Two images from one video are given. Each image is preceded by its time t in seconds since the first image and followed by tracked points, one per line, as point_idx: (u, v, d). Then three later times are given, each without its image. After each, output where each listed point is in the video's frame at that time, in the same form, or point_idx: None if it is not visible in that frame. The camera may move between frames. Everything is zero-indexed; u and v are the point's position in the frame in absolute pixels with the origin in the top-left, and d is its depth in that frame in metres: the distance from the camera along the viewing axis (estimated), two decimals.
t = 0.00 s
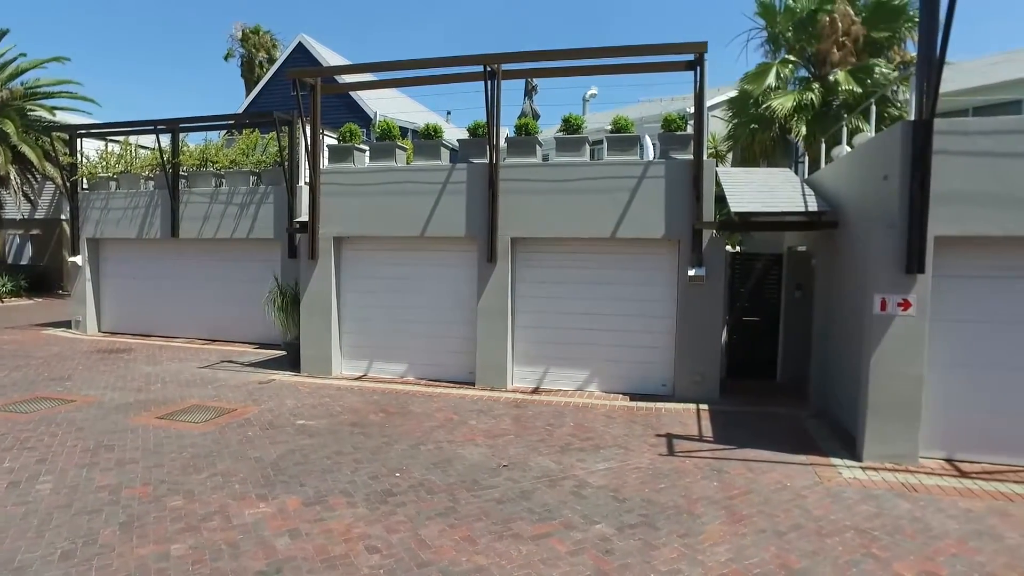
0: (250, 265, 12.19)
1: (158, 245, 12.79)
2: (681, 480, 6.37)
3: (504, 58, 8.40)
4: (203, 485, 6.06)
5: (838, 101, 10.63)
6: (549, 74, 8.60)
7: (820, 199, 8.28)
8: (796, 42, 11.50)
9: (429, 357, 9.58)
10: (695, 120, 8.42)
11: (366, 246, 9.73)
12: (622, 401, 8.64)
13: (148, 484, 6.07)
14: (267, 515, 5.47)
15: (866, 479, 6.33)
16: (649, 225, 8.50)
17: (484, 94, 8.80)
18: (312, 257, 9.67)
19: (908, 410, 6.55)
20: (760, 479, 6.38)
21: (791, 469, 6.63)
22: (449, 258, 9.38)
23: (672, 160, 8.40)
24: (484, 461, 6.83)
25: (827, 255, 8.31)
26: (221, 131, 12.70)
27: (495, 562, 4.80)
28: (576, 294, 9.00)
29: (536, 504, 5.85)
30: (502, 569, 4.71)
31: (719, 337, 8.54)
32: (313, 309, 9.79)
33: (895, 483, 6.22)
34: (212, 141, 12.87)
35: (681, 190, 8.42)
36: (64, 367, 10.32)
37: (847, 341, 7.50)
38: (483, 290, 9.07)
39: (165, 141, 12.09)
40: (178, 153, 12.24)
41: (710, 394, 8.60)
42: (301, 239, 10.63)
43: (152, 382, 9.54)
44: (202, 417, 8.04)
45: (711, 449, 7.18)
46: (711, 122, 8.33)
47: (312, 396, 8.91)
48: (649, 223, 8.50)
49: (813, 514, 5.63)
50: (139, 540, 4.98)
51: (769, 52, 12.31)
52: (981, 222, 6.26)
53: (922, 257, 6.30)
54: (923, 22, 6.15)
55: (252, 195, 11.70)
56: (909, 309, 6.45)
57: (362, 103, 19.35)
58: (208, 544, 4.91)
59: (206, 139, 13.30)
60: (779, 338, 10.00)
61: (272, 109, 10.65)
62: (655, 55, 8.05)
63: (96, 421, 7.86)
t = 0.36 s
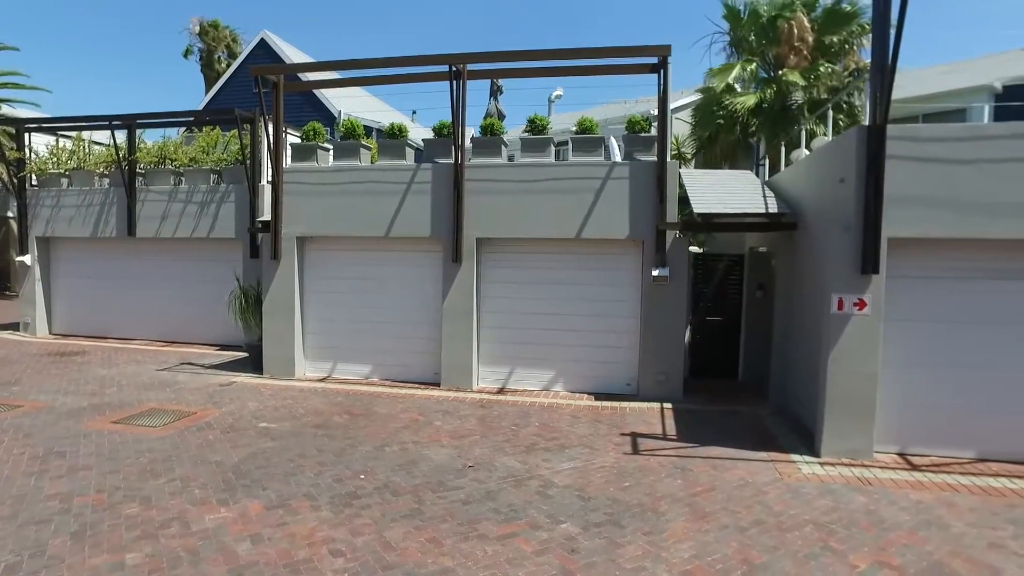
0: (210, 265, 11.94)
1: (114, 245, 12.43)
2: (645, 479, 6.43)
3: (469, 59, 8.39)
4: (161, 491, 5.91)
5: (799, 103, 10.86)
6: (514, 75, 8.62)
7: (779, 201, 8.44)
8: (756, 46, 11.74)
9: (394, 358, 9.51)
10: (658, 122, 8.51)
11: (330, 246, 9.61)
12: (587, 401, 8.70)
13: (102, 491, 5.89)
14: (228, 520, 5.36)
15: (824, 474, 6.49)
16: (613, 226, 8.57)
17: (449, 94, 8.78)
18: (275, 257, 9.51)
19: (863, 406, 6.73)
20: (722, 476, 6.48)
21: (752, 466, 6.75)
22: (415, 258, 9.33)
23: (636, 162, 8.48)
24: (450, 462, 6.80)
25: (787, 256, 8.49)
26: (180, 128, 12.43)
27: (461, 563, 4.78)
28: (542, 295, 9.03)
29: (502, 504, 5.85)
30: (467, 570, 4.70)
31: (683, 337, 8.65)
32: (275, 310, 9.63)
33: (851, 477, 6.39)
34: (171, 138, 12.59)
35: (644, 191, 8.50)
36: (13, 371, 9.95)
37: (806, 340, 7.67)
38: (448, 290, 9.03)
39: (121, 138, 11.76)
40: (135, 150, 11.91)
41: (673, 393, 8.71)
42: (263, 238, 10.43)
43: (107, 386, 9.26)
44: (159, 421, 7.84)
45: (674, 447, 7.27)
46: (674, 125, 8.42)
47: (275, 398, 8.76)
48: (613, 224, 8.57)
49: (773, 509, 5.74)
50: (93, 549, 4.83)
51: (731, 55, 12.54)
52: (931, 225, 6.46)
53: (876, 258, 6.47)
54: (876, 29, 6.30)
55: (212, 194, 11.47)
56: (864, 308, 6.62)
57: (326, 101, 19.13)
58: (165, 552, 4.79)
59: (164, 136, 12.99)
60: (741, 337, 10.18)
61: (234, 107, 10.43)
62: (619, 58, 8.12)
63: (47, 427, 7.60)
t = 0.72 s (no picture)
0: (166, 265, 11.64)
1: (65, 244, 12.03)
2: (609, 477, 6.48)
3: (432, 58, 8.34)
4: (113, 499, 5.72)
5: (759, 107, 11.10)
6: (477, 75, 8.61)
7: (739, 202, 8.59)
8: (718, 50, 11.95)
9: (356, 359, 9.41)
10: (621, 124, 8.59)
11: (291, 246, 9.47)
12: (551, 401, 8.73)
13: (50, 500, 5.68)
14: (185, 527, 5.23)
15: (782, 469, 6.62)
16: (577, 226, 8.62)
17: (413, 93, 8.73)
18: (235, 257, 9.33)
19: (819, 403, 6.89)
20: (684, 474, 6.56)
21: (713, 463, 6.85)
22: (378, 258, 9.25)
23: (600, 163, 8.54)
24: (413, 464, 6.75)
25: (747, 256, 8.65)
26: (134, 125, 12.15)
27: (425, 566, 4.75)
28: (507, 295, 9.04)
29: (466, 505, 5.83)
30: (432, 572, 4.66)
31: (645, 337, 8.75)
32: (235, 311, 9.45)
33: (808, 473, 6.53)
34: (124, 134, 12.28)
35: (607, 192, 8.57)
36: None
37: (765, 339, 7.83)
38: (412, 290, 8.97)
39: (72, 133, 11.39)
40: (87, 147, 11.56)
41: (636, 392, 8.79)
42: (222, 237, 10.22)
43: (57, 391, 8.94)
44: (113, 427, 7.60)
45: (637, 446, 7.34)
46: (636, 126, 8.51)
47: (234, 401, 8.58)
48: (577, 224, 8.61)
49: (734, 505, 5.84)
50: (40, 560, 4.65)
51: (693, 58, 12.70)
52: (883, 226, 6.65)
53: (832, 259, 6.63)
54: (830, 36, 6.47)
55: (169, 193, 11.21)
56: (821, 307, 6.77)
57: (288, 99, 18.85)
58: (118, 562, 4.64)
59: (116, 132, 12.64)
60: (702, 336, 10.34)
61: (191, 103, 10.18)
62: (582, 59, 8.17)
63: None
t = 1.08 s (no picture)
0: (122, 266, 11.36)
1: (12, 244, 11.60)
2: (572, 476, 6.53)
3: (395, 57, 8.29)
4: (63, 507, 5.54)
5: (721, 109, 11.34)
6: (440, 75, 8.59)
7: (699, 203, 8.74)
8: (681, 53, 12.16)
9: (318, 361, 9.30)
10: (584, 125, 8.66)
11: (251, 246, 9.33)
12: (515, 401, 8.76)
13: None
14: (140, 533, 5.10)
15: (741, 466, 6.76)
16: (540, 227, 8.66)
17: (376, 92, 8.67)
18: (193, 257, 9.13)
19: (775, 400, 7.05)
20: (646, 472, 6.65)
21: (673, 460, 6.95)
22: (340, 259, 9.16)
23: (563, 164, 8.60)
24: (376, 465, 6.70)
25: (706, 256, 8.81)
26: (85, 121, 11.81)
27: (388, 568, 4.73)
28: (470, 295, 9.05)
29: (429, 506, 5.81)
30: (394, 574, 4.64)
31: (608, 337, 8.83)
32: (192, 312, 9.26)
33: (766, 469, 6.67)
34: (75, 130, 11.93)
35: (570, 193, 8.63)
36: None
37: (724, 338, 7.98)
38: (374, 290, 8.91)
39: (19, 128, 11.00)
40: (35, 142, 11.19)
41: (599, 391, 8.87)
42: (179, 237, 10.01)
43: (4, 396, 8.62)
44: (64, 433, 7.36)
45: (600, 444, 7.41)
46: (598, 128, 8.59)
47: (192, 405, 8.40)
48: (540, 225, 8.66)
49: (694, 501, 5.94)
50: None
51: (656, 62, 12.90)
52: (835, 228, 6.84)
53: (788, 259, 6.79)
54: (786, 43, 6.61)
55: (123, 191, 10.94)
56: (777, 307, 6.93)
57: (248, 97, 18.54)
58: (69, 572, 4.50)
59: (66, 128, 12.27)
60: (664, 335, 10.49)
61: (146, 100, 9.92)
62: (544, 61, 8.21)
63: None
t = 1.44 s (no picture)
0: (82, 267, 11.10)
1: None
2: (542, 476, 6.56)
3: (364, 57, 8.23)
4: (20, 515, 5.37)
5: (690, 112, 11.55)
6: (409, 75, 8.56)
7: (667, 204, 8.85)
8: (650, 57, 12.34)
9: (286, 362, 9.20)
10: (553, 127, 8.70)
11: (217, 246, 9.19)
12: (485, 401, 8.78)
13: None
14: (101, 540, 4.98)
15: (707, 463, 6.86)
16: (510, 228, 8.69)
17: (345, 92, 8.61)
18: (156, 257, 8.96)
19: (741, 398, 7.17)
20: (615, 470, 6.71)
21: (642, 459, 7.03)
22: (308, 259, 9.08)
23: (532, 165, 8.63)
24: (345, 468, 6.65)
25: (674, 257, 8.93)
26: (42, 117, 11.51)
27: (357, 571, 4.69)
28: (440, 296, 9.04)
29: (399, 507, 5.79)
30: None
31: (578, 336, 8.90)
32: (156, 314, 9.08)
33: (732, 466, 6.78)
34: (30, 126, 11.61)
35: (539, 194, 8.67)
36: None
37: (692, 338, 8.11)
38: (343, 291, 8.83)
39: None
40: None
41: (569, 391, 8.93)
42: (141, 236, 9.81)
43: None
44: (20, 438, 7.14)
45: (570, 444, 7.45)
46: (568, 129, 8.63)
47: (155, 408, 8.22)
48: (510, 226, 8.69)
49: (662, 499, 6.02)
50: None
51: (627, 65, 13.03)
52: (798, 229, 6.98)
53: (753, 260, 6.92)
54: (751, 48, 6.73)
55: (83, 189, 10.67)
56: (743, 307, 7.05)
57: (214, 95, 18.27)
58: None
59: (21, 123, 11.93)
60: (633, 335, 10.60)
61: (107, 96, 9.69)
62: (514, 62, 8.22)
63: None
